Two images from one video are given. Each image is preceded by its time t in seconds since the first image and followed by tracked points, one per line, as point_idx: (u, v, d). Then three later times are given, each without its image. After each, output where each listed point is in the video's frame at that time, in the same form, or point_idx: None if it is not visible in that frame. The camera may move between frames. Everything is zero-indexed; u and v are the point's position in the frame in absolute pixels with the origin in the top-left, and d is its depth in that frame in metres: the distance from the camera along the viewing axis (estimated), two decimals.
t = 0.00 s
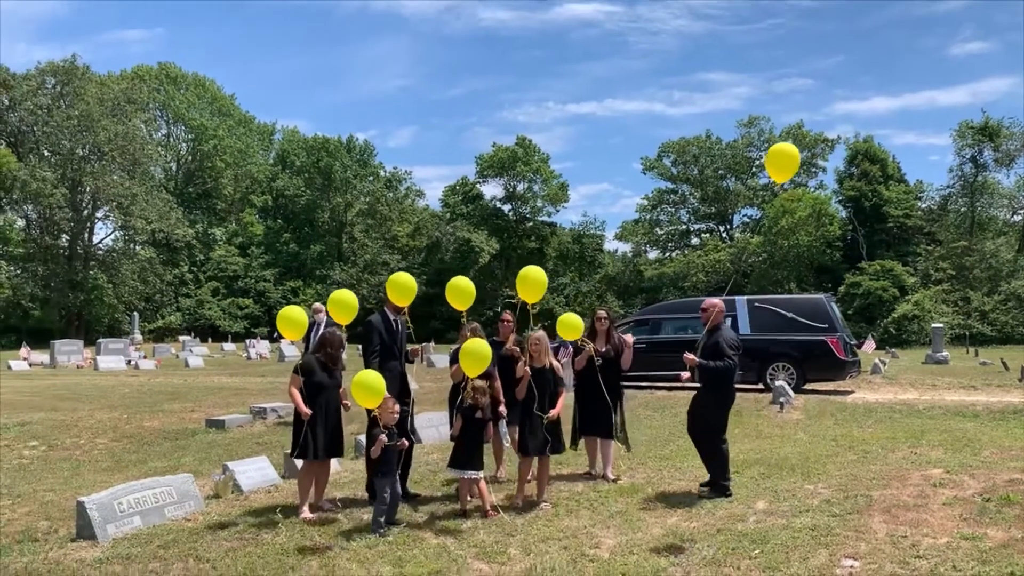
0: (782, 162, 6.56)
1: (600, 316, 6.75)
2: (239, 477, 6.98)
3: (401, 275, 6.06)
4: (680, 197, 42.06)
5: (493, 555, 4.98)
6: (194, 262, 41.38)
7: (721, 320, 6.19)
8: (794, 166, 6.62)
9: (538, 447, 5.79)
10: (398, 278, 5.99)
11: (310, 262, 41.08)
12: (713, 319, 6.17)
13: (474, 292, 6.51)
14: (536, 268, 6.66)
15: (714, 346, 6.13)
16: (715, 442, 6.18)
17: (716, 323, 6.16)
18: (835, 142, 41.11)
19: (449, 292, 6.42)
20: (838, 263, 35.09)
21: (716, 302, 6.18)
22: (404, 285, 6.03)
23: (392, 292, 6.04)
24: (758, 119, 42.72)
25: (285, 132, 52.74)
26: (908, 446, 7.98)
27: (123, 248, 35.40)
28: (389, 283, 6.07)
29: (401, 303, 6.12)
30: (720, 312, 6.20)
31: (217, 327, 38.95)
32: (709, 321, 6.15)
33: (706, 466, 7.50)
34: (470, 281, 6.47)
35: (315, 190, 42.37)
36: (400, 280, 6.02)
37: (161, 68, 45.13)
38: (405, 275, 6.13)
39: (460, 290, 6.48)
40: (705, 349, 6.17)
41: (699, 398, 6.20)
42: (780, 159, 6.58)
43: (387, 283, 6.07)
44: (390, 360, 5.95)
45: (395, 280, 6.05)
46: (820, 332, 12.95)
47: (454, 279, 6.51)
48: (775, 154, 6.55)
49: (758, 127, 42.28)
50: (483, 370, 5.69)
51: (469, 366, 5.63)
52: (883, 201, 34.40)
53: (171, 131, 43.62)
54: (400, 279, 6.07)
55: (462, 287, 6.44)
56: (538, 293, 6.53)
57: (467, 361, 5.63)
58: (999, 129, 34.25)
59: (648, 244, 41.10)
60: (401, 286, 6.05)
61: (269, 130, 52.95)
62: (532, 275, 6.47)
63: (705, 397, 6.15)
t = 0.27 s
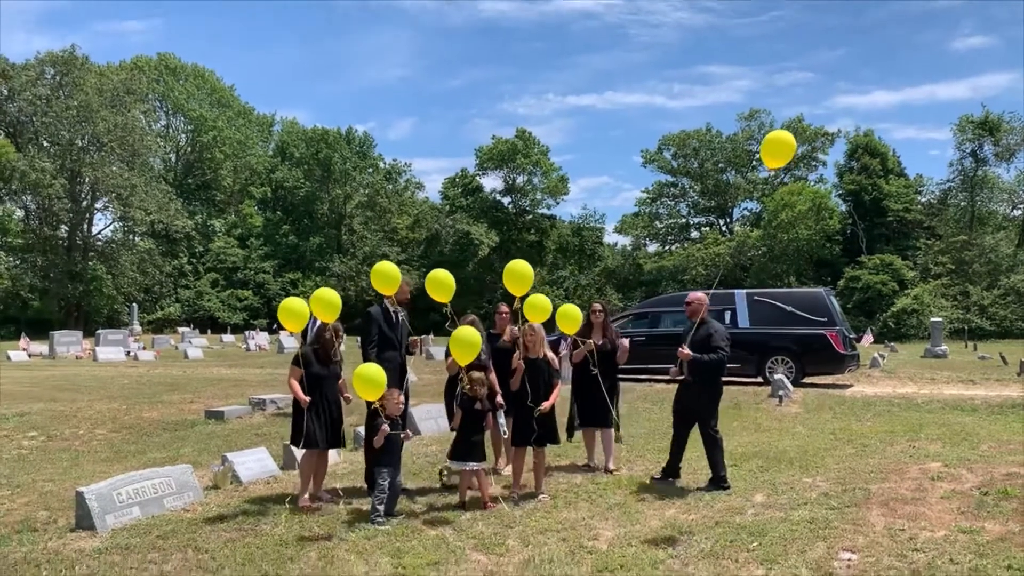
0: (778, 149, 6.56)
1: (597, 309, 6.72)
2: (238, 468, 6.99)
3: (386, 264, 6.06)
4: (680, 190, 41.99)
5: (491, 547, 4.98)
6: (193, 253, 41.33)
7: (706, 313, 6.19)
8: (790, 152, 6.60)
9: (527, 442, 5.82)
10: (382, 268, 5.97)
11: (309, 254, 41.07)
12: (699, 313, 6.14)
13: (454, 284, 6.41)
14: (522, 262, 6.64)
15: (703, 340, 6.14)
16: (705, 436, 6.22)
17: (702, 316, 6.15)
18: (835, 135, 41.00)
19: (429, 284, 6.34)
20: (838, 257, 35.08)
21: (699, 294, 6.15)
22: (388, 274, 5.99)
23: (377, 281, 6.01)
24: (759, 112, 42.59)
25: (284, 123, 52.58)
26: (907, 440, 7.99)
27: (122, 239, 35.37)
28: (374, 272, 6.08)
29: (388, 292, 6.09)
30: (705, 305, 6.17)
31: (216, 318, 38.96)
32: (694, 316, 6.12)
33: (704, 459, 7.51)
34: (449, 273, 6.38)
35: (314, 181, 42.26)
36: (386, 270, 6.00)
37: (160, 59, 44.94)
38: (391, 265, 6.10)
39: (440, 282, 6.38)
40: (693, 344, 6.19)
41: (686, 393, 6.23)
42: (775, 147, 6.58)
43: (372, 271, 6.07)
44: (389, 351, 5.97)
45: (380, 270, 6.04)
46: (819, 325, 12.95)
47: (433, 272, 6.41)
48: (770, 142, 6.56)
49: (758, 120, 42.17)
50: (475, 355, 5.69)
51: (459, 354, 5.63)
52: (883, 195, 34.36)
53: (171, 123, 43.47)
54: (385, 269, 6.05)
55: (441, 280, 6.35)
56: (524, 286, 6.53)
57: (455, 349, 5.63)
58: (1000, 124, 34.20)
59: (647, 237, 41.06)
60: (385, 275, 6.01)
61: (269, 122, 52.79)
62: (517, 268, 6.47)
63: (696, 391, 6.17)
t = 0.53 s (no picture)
0: (755, 133, 6.78)
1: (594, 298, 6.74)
2: (236, 457, 6.99)
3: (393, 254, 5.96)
4: (678, 179, 41.92)
5: (488, 535, 5.00)
6: (191, 242, 41.24)
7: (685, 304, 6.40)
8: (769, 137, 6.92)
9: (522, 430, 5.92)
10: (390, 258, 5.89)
11: (307, 243, 41.01)
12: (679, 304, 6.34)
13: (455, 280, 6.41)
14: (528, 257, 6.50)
15: (689, 329, 6.38)
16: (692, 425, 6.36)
17: (682, 308, 6.39)
18: (834, 126, 40.93)
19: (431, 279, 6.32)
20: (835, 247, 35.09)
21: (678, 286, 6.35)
22: (397, 264, 5.93)
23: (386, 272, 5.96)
24: (758, 102, 42.47)
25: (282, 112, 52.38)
26: (903, 429, 8.02)
27: (120, 228, 35.30)
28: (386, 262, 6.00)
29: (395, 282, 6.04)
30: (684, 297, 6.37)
31: (214, 307, 38.93)
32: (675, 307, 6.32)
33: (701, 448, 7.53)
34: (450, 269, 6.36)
35: (311, 170, 42.11)
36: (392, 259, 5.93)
37: (156, 47, 44.68)
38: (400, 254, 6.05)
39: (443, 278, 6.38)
40: (679, 334, 6.39)
41: (671, 380, 6.42)
42: (755, 130, 6.76)
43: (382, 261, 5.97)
44: (388, 339, 5.97)
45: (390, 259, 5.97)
46: (816, 316, 12.97)
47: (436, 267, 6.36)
48: (751, 125, 6.76)
49: (757, 110, 42.06)
50: (462, 338, 5.76)
51: (444, 338, 5.70)
52: (881, 185, 34.32)
53: (167, 111, 43.27)
54: (396, 259, 5.98)
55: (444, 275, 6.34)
56: (531, 282, 6.40)
57: (442, 333, 5.70)
58: (998, 115, 34.19)
59: (645, 227, 41.06)
60: (396, 265, 5.96)
61: (266, 111, 52.58)
62: (523, 263, 6.31)
63: (683, 380, 6.37)
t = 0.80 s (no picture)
0: (717, 113, 6.65)
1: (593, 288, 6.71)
2: (234, 446, 7.00)
3: (430, 248, 6.07)
4: (675, 169, 41.84)
5: (485, 522, 5.01)
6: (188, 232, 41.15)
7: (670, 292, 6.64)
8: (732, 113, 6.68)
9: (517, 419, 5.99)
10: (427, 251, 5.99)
11: (304, 232, 40.96)
12: (664, 293, 6.59)
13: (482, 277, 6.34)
14: (542, 254, 6.70)
15: (679, 315, 6.56)
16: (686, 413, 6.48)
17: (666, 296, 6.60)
18: (832, 115, 40.85)
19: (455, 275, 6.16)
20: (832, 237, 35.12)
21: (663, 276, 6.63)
22: (433, 258, 6.03)
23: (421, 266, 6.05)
24: (756, 91, 42.32)
25: (278, 100, 52.14)
26: (899, 418, 8.05)
27: (116, 217, 35.21)
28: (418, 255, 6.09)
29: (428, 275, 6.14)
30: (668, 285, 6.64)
31: (211, 297, 38.89)
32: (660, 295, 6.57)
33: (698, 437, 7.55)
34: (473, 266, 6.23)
35: (308, 159, 41.97)
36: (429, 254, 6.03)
37: (152, 35, 44.40)
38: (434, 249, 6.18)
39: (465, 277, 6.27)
40: (669, 321, 6.55)
41: (663, 367, 6.56)
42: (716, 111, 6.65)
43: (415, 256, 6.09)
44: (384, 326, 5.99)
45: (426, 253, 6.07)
46: (813, 304, 12.99)
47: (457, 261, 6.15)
48: (712, 105, 6.63)
49: (754, 99, 41.94)
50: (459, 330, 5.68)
51: (443, 331, 5.64)
52: (878, 174, 34.28)
53: (164, 100, 43.06)
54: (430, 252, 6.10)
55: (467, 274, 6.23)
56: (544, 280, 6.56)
57: (442, 325, 5.62)
58: (996, 104, 34.18)
59: (642, 217, 41.05)
60: (429, 259, 6.06)
61: (262, 99, 52.34)
62: (539, 262, 6.49)
63: (676, 366, 6.53)
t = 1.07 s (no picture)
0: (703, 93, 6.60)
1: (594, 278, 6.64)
2: (233, 437, 7.00)
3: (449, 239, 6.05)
4: (674, 160, 41.71)
5: (484, 513, 5.02)
6: (186, 223, 41.07)
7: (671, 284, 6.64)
8: (715, 93, 6.62)
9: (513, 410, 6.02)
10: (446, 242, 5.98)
11: (303, 223, 40.92)
12: (665, 284, 6.60)
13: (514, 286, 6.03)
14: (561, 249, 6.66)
15: (679, 307, 6.56)
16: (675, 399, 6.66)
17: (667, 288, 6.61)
18: (831, 106, 40.76)
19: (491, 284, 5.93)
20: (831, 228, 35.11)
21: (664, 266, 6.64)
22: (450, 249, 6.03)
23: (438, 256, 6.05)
24: (755, 82, 42.18)
25: (276, 92, 51.98)
26: (897, 409, 8.07)
27: (115, 208, 35.13)
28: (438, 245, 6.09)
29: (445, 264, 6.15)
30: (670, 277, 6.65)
31: (210, 288, 38.85)
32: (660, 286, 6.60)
33: (696, 427, 7.55)
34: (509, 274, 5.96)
35: (307, 150, 41.86)
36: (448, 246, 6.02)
37: (150, 26, 44.21)
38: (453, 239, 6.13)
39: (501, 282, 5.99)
40: (669, 313, 6.55)
41: (662, 358, 6.59)
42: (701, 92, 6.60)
43: (435, 247, 6.10)
44: (381, 316, 5.99)
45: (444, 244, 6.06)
46: (811, 296, 12.99)
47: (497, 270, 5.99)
48: (696, 85, 6.58)
49: (754, 90, 41.81)
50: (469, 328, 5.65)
51: (452, 327, 5.57)
52: (878, 166, 34.22)
53: (162, 91, 42.92)
54: (448, 242, 6.08)
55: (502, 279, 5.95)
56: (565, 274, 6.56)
57: (450, 321, 5.57)
58: (995, 95, 34.12)
59: (641, 208, 41.05)
60: (447, 249, 6.06)
61: (261, 90, 52.17)
62: (560, 257, 6.51)
63: (674, 358, 6.57)
